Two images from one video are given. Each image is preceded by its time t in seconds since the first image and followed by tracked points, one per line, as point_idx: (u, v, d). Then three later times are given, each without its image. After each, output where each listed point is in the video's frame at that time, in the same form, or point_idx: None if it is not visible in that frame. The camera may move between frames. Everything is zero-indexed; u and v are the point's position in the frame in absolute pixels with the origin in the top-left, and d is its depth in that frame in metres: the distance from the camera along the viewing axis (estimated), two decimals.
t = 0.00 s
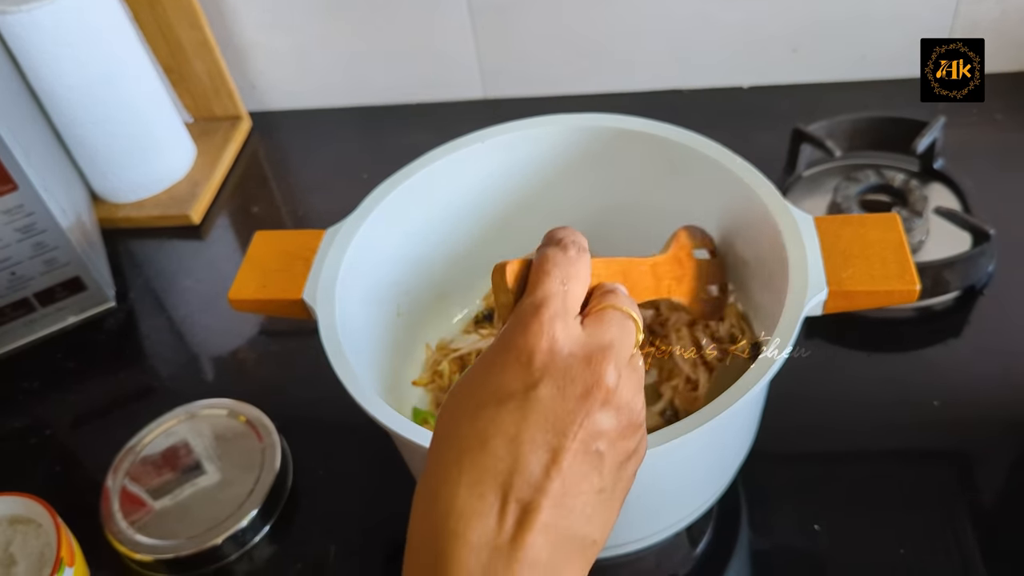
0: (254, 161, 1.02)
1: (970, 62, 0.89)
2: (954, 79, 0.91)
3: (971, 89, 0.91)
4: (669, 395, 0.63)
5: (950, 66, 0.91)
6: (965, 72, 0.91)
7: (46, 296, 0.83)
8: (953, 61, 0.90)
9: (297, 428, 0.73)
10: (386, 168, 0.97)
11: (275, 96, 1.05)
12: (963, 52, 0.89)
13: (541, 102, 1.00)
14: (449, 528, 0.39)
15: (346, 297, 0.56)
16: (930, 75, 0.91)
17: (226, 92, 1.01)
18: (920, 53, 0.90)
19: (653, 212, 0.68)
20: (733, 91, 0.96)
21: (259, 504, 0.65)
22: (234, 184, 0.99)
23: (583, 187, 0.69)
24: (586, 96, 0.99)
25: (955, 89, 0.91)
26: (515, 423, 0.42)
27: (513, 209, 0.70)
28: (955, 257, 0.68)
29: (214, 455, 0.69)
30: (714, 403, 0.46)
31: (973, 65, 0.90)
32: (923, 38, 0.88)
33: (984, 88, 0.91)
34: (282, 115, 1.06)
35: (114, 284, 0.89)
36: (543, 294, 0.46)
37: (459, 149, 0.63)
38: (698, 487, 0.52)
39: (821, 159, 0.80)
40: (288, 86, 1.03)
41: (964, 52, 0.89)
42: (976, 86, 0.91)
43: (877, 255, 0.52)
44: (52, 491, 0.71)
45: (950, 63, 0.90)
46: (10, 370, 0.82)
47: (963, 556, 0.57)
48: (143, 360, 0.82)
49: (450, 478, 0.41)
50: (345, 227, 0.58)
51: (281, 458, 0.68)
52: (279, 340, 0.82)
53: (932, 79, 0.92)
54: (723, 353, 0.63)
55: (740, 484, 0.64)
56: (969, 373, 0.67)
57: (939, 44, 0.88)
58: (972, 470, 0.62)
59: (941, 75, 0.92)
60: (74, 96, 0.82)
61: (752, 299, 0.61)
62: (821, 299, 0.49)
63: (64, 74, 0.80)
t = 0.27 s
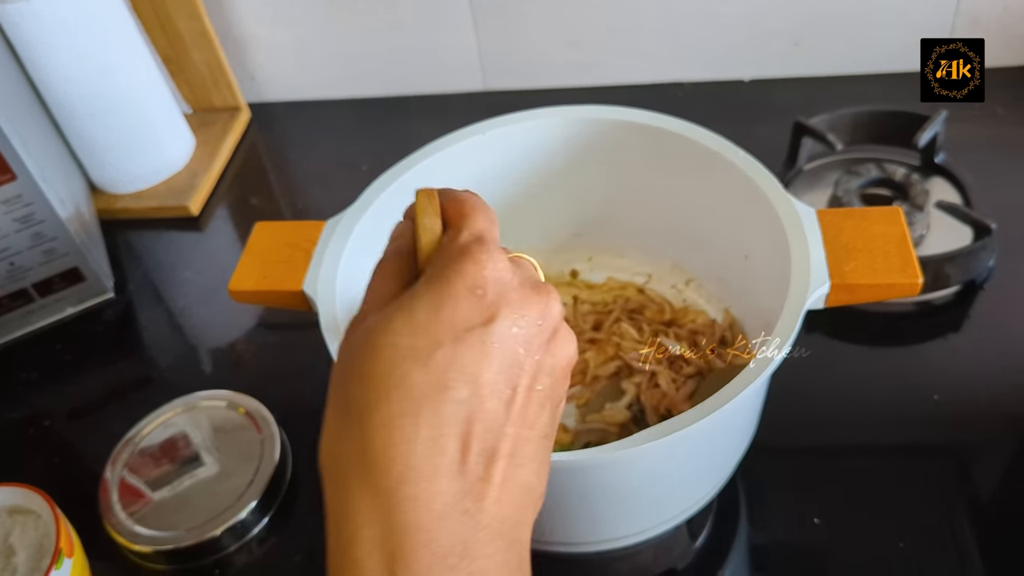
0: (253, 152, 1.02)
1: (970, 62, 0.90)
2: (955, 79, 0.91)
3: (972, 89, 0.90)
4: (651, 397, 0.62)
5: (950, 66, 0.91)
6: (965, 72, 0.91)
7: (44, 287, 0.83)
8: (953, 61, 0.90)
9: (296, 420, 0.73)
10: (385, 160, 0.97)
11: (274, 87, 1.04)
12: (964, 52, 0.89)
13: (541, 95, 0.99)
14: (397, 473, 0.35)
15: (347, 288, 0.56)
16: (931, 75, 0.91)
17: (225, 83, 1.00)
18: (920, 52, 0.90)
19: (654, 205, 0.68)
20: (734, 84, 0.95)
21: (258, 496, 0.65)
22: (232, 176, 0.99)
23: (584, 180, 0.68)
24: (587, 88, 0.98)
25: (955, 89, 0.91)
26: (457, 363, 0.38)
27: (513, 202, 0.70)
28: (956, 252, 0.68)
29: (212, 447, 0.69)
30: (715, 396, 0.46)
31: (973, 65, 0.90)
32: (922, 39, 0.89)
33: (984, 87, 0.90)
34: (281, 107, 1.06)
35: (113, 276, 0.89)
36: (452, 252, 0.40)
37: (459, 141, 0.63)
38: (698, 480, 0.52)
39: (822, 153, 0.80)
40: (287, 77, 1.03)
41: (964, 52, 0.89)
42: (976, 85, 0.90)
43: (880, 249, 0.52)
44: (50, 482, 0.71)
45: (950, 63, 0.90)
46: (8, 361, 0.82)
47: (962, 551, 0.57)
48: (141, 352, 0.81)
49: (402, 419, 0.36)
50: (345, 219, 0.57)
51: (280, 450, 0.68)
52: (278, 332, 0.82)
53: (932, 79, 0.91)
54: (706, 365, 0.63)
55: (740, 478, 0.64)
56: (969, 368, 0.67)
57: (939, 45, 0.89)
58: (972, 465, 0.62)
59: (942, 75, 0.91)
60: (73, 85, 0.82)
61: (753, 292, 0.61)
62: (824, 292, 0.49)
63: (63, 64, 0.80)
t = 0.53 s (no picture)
0: (240, 145, 1.01)
1: (970, 61, 0.89)
2: (955, 79, 0.90)
3: (972, 89, 0.89)
4: (620, 392, 0.61)
5: (950, 66, 0.90)
6: (965, 72, 0.90)
7: (26, 280, 0.82)
8: (953, 61, 0.90)
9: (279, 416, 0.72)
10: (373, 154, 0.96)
11: (261, 80, 1.03)
12: (964, 51, 0.89)
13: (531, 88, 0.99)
14: None
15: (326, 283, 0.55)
16: (931, 75, 0.90)
17: (212, 75, 0.99)
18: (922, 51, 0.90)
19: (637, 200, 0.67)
20: (724, 78, 0.95)
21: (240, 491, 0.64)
22: (219, 169, 0.98)
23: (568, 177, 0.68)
24: (577, 81, 0.98)
25: (956, 89, 0.90)
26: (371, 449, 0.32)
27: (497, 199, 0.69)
28: (944, 248, 0.67)
29: (195, 441, 0.68)
30: (693, 392, 0.45)
31: (973, 65, 0.89)
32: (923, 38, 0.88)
33: (984, 87, 0.89)
34: (269, 99, 1.05)
35: (97, 269, 0.88)
36: (402, 229, 0.35)
37: (442, 135, 0.63)
38: (680, 479, 0.51)
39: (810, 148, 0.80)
40: (275, 70, 1.02)
41: (964, 52, 0.89)
42: (976, 85, 0.89)
43: (863, 245, 0.52)
44: (30, 477, 0.71)
45: (950, 63, 0.90)
46: None
47: (948, 548, 0.57)
48: (125, 346, 0.81)
49: (299, 512, 0.32)
50: (324, 213, 0.57)
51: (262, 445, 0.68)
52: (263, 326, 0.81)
53: (932, 78, 0.90)
54: (678, 360, 0.61)
55: (724, 474, 0.64)
56: (955, 364, 0.67)
57: (939, 44, 0.88)
58: (957, 462, 0.61)
59: (942, 75, 0.91)
60: (55, 77, 0.81)
61: (734, 288, 0.60)
62: (806, 287, 0.48)
63: (45, 55, 0.79)
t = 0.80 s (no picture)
0: (231, 145, 1.00)
1: (970, 61, 0.89)
2: (955, 79, 0.90)
3: (972, 89, 0.89)
4: (608, 393, 0.59)
5: (950, 66, 0.90)
6: (965, 72, 0.90)
7: (15, 281, 0.82)
8: (953, 61, 0.90)
9: (269, 416, 0.72)
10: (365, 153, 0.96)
11: (253, 79, 1.03)
12: (963, 52, 0.89)
13: (523, 88, 0.99)
14: None
15: (315, 284, 0.55)
16: (931, 75, 0.90)
17: (203, 75, 0.99)
18: (921, 51, 0.90)
19: (629, 201, 0.67)
20: (715, 79, 0.95)
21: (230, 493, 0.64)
22: (210, 169, 0.97)
23: (558, 177, 0.68)
24: (569, 82, 0.98)
25: (955, 89, 0.90)
26: None
27: (488, 198, 0.69)
28: (934, 249, 0.68)
29: (186, 443, 0.68)
30: (686, 393, 0.44)
31: (973, 65, 0.89)
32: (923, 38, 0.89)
33: (985, 87, 0.90)
34: (261, 99, 1.05)
35: (87, 270, 0.88)
36: (492, 345, 0.32)
37: (432, 135, 0.62)
38: (670, 480, 0.51)
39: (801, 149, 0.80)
40: (267, 69, 1.01)
41: (964, 52, 0.89)
42: (976, 85, 0.89)
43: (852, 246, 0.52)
44: (19, 479, 0.70)
45: (950, 63, 0.90)
46: None
47: (940, 548, 0.57)
48: (115, 347, 0.80)
49: None
50: (314, 213, 0.57)
51: (253, 446, 0.68)
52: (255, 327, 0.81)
53: (933, 79, 0.90)
54: (667, 363, 0.59)
55: (716, 473, 0.64)
56: (945, 364, 0.67)
57: (939, 44, 0.89)
58: (947, 462, 0.61)
59: (942, 75, 0.91)
60: (45, 77, 0.80)
61: (724, 288, 0.60)
62: (796, 289, 0.49)
63: (34, 56, 0.78)
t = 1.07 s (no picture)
0: (225, 140, 1.00)
1: (970, 61, 0.90)
2: (955, 79, 0.90)
3: (972, 89, 0.89)
4: (601, 387, 0.59)
5: (950, 66, 0.91)
6: (965, 72, 0.90)
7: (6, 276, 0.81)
8: (953, 60, 0.90)
9: (263, 411, 0.72)
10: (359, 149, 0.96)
11: (247, 75, 1.03)
12: (964, 51, 0.90)
13: (519, 84, 0.98)
14: None
15: (310, 279, 0.55)
16: (931, 75, 0.91)
17: (196, 70, 0.98)
18: (921, 51, 0.91)
19: (624, 196, 0.67)
20: (711, 75, 0.95)
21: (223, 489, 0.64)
22: (203, 164, 0.97)
23: (553, 171, 0.68)
24: (564, 77, 0.98)
25: (956, 89, 0.90)
26: None
27: (483, 192, 0.69)
28: (928, 244, 0.68)
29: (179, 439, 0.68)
30: (678, 388, 0.44)
31: (973, 65, 0.90)
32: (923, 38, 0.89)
33: (985, 87, 0.89)
34: (254, 95, 1.04)
35: (79, 266, 0.87)
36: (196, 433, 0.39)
37: (426, 130, 0.62)
38: (663, 475, 0.51)
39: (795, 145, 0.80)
40: (261, 65, 1.01)
41: (964, 52, 0.90)
42: (976, 84, 0.89)
43: (846, 239, 0.52)
44: (11, 475, 0.70)
45: (950, 63, 0.90)
46: None
47: (934, 543, 0.57)
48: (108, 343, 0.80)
49: None
50: (309, 208, 0.56)
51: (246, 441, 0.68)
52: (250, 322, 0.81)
53: (933, 79, 0.91)
54: (661, 357, 0.59)
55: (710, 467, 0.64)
56: (939, 359, 0.68)
57: (939, 44, 0.89)
58: (941, 457, 0.62)
59: (942, 75, 0.91)
60: (36, 71, 0.80)
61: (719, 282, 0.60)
62: (790, 283, 0.49)
63: (25, 49, 0.78)
